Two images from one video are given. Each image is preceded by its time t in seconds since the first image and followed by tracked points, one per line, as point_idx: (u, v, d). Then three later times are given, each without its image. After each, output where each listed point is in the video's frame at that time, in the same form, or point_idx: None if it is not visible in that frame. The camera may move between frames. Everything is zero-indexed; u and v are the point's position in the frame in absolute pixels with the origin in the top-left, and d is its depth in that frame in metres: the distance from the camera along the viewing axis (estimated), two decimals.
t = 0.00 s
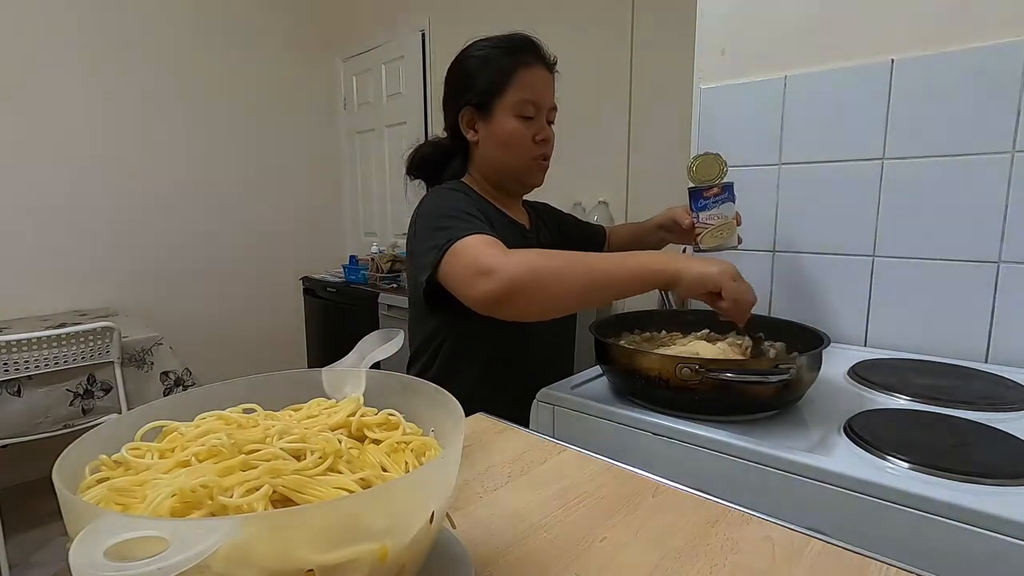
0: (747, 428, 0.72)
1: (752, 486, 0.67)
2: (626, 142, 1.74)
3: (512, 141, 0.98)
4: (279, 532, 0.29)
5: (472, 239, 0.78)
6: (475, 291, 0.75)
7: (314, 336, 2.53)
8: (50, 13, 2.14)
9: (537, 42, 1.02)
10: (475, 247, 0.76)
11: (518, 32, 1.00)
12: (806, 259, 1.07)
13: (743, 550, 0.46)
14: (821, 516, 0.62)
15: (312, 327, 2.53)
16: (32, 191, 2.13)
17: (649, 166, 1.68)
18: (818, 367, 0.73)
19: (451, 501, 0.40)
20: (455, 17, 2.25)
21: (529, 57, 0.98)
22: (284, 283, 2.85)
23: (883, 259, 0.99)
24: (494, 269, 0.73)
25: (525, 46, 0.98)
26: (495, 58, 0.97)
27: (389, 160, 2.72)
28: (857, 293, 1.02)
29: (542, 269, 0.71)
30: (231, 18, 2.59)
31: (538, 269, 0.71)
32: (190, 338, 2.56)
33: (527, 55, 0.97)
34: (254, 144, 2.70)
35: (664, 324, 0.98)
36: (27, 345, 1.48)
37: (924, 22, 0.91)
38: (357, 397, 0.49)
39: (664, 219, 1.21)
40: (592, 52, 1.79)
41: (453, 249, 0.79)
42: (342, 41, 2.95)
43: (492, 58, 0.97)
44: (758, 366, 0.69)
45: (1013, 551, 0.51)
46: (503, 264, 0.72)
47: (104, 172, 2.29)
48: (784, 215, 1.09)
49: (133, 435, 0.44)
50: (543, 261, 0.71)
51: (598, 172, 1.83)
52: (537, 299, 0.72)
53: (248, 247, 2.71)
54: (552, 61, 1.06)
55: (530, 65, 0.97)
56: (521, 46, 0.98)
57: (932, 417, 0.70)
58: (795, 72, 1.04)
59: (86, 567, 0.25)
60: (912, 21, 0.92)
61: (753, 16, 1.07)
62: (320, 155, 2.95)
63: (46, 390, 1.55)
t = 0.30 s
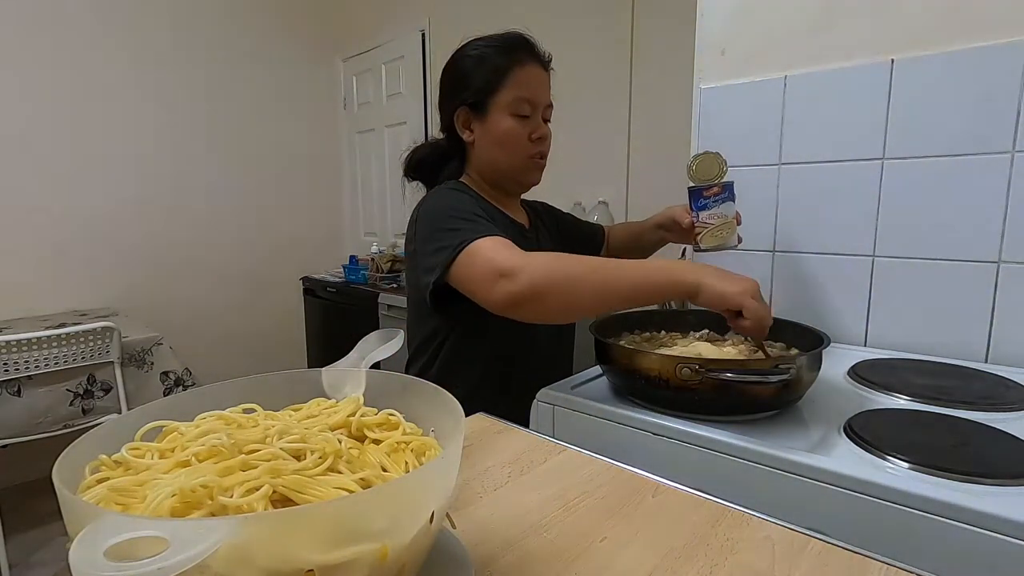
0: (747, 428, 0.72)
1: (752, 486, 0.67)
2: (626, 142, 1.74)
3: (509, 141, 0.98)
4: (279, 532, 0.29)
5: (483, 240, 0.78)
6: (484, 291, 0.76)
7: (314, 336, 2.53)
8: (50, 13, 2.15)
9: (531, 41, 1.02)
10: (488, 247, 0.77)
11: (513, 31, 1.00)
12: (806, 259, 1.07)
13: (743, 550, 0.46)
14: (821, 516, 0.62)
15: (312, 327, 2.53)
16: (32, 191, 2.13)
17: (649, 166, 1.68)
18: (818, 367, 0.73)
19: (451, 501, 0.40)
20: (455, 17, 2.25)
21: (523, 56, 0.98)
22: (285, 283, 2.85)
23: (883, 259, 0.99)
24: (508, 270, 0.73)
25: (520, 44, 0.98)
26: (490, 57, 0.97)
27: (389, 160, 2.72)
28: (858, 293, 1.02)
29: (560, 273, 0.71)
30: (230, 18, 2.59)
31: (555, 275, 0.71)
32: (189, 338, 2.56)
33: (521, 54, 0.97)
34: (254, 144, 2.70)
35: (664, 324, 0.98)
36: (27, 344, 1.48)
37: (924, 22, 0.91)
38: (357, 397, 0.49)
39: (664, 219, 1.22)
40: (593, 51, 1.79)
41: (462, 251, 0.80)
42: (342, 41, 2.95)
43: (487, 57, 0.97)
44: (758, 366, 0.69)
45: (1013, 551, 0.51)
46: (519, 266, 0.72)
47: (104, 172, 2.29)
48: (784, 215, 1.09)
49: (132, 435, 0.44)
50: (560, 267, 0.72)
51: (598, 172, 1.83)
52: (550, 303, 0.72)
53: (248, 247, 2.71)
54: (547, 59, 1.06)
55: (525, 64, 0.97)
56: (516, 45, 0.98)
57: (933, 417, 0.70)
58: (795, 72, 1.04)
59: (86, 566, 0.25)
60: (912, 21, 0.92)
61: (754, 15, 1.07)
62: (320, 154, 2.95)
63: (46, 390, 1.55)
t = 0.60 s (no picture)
0: (747, 428, 0.72)
1: (753, 486, 0.67)
2: (626, 142, 1.74)
3: (506, 141, 0.98)
4: (278, 532, 0.29)
5: (486, 240, 0.78)
6: (489, 293, 0.76)
7: (314, 336, 2.53)
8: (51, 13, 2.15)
9: (529, 40, 1.02)
10: (492, 247, 0.77)
11: (510, 30, 1.00)
12: (806, 259, 1.07)
13: (743, 550, 0.46)
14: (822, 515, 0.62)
15: (312, 327, 2.53)
16: (32, 191, 2.13)
17: (649, 166, 1.68)
18: (818, 367, 0.73)
19: (451, 501, 0.40)
20: (455, 17, 2.25)
21: (520, 55, 0.97)
22: (285, 283, 2.85)
23: (883, 259, 0.99)
24: (512, 271, 0.73)
25: (517, 43, 0.98)
26: (486, 58, 0.97)
27: (389, 160, 2.72)
28: (858, 293, 1.02)
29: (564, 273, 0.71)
30: (230, 17, 2.59)
31: (561, 275, 0.71)
32: (189, 338, 2.56)
33: (518, 53, 0.97)
34: (254, 144, 2.70)
35: (663, 324, 0.98)
36: (27, 344, 1.48)
37: (923, 23, 0.91)
38: (357, 397, 0.49)
39: (664, 219, 1.22)
40: (592, 52, 1.79)
41: (465, 251, 0.79)
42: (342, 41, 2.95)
43: (483, 57, 0.97)
44: (758, 366, 0.69)
45: (1013, 551, 0.51)
46: (523, 267, 0.72)
47: (103, 172, 2.29)
48: (784, 216, 1.09)
49: (133, 435, 0.44)
50: (565, 267, 0.71)
51: (597, 172, 1.84)
52: (557, 304, 0.72)
53: (248, 247, 2.71)
54: (545, 58, 1.06)
55: (522, 63, 0.97)
56: (513, 44, 0.98)
57: (932, 417, 0.70)
58: (795, 72, 1.04)
59: (86, 567, 0.25)
60: (911, 21, 0.92)
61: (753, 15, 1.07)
62: (320, 155, 2.95)
63: (46, 389, 1.55)
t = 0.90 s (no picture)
0: (747, 428, 0.72)
1: (753, 487, 0.67)
2: (626, 142, 1.74)
3: (502, 141, 0.98)
4: (278, 532, 0.29)
5: (482, 239, 0.78)
6: (482, 293, 0.76)
7: (314, 336, 2.53)
8: (51, 13, 2.15)
9: (524, 40, 1.02)
10: (483, 245, 0.77)
11: (505, 30, 1.00)
12: (805, 259, 1.07)
13: (743, 550, 0.46)
14: (822, 515, 0.62)
15: (312, 326, 2.53)
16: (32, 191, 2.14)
17: (649, 166, 1.68)
18: (818, 367, 0.73)
19: (450, 501, 0.40)
20: (455, 17, 2.25)
21: (514, 55, 0.97)
22: (285, 282, 2.85)
23: (883, 259, 0.99)
24: (505, 270, 0.73)
25: (511, 43, 0.98)
26: (481, 58, 0.97)
27: (389, 161, 2.72)
28: (857, 294, 1.02)
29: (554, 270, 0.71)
30: (230, 18, 2.59)
31: (551, 271, 0.71)
32: (189, 338, 2.56)
33: (513, 53, 0.97)
34: (253, 144, 2.70)
35: (663, 324, 0.98)
36: (27, 344, 1.48)
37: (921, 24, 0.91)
38: (357, 397, 0.49)
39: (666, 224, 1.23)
40: (592, 52, 1.79)
41: (461, 250, 0.79)
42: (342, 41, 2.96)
43: (479, 58, 0.97)
44: (758, 366, 0.69)
45: (1014, 551, 0.51)
46: (514, 265, 0.72)
47: (103, 172, 2.29)
48: (784, 216, 1.09)
49: (133, 434, 0.44)
50: (557, 265, 0.71)
51: (597, 172, 1.84)
52: (552, 303, 0.72)
53: (248, 247, 2.71)
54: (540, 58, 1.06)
55: (516, 63, 0.97)
56: (507, 44, 0.98)
57: (932, 417, 0.70)
58: (794, 72, 1.04)
59: (86, 567, 0.25)
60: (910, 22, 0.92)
61: (753, 16, 1.07)
62: (320, 155, 2.95)
63: (46, 389, 1.55)
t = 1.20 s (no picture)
0: (747, 428, 0.72)
1: (753, 486, 0.67)
2: (626, 142, 1.74)
3: (495, 142, 0.98)
4: (279, 531, 0.29)
5: (431, 236, 0.80)
6: (429, 294, 0.77)
7: (314, 336, 2.53)
8: (50, 13, 2.15)
9: (519, 43, 1.03)
10: (420, 248, 0.80)
11: (500, 33, 1.01)
12: (805, 259, 1.07)
13: (742, 550, 0.46)
14: (822, 516, 0.62)
15: (312, 326, 2.53)
16: (32, 191, 2.14)
17: (649, 166, 1.68)
18: (818, 366, 0.73)
19: (450, 501, 0.40)
20: (456, 17, 2.25)
21: (507, 57, 0.98)
22: (285, 282, 2.85)
23: (883, 259, 0.99)
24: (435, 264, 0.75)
25: (505, 46, 0.99)
26: (474, 61, 0.98)
27: (389, 160, 2.72)
28: (857, 294, 1.02)
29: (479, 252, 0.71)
30: (230, 18, 2.59)
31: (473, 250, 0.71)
32: (190, 338, 2.56)
33: (506, 56, 0.98)
34: (253, 144, 2.70)
35: (663, 324, 0.98)
36: (27, 344, 1.48)
37: (921, 24, 0.91)
38: (357, 397, 0.49)
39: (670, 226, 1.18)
40: (592, 51, 1.79)
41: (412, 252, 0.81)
42: (342, 41, 2.95)
43: (473, 61, 0.98)
44: (757, 366, 0.69)
45: (1014, 551, 0.51)
46: (439, 256, 0.75)
47: (103, 172, 2.29)
48: (784, 216, 1.09)
49: (133, 434, 0.44)
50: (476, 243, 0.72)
51: (597, 172, 1.84)
52: (487, 280, 0.71)
53: (248, 247, 2.71)
54: (536, 62, 1.06)
55: (509, 65, 0.97)
56: (500, 47, 0.98)
57: (933, 417, 0.70)
58: (795, 72, 1.04)
59: (86, 567, 0.25)
60: (910, 22, 0.92)
61: (753, 15, 1.07)
62: (320, 154, 2.95)
63: (47, 389, 1.55)
